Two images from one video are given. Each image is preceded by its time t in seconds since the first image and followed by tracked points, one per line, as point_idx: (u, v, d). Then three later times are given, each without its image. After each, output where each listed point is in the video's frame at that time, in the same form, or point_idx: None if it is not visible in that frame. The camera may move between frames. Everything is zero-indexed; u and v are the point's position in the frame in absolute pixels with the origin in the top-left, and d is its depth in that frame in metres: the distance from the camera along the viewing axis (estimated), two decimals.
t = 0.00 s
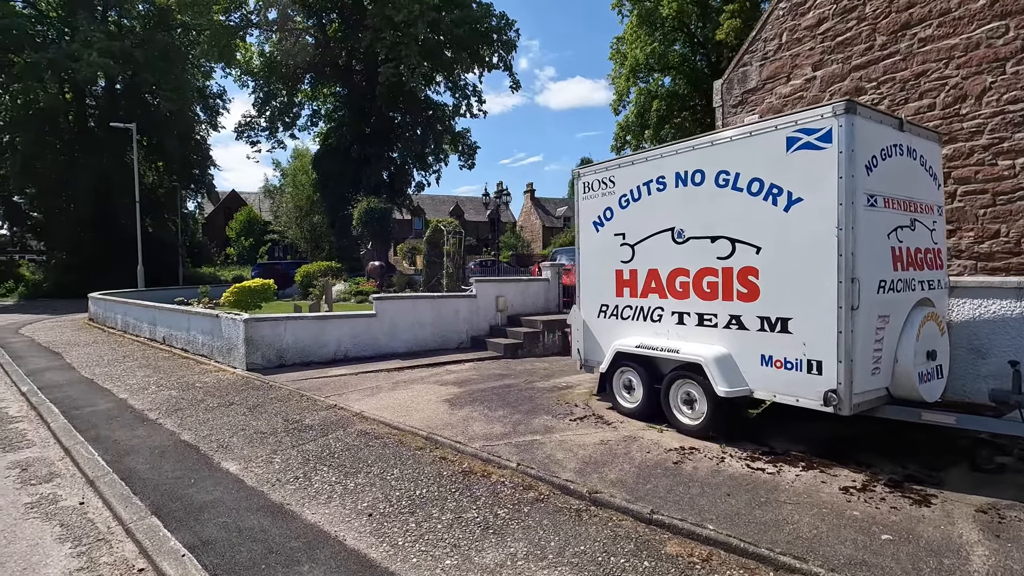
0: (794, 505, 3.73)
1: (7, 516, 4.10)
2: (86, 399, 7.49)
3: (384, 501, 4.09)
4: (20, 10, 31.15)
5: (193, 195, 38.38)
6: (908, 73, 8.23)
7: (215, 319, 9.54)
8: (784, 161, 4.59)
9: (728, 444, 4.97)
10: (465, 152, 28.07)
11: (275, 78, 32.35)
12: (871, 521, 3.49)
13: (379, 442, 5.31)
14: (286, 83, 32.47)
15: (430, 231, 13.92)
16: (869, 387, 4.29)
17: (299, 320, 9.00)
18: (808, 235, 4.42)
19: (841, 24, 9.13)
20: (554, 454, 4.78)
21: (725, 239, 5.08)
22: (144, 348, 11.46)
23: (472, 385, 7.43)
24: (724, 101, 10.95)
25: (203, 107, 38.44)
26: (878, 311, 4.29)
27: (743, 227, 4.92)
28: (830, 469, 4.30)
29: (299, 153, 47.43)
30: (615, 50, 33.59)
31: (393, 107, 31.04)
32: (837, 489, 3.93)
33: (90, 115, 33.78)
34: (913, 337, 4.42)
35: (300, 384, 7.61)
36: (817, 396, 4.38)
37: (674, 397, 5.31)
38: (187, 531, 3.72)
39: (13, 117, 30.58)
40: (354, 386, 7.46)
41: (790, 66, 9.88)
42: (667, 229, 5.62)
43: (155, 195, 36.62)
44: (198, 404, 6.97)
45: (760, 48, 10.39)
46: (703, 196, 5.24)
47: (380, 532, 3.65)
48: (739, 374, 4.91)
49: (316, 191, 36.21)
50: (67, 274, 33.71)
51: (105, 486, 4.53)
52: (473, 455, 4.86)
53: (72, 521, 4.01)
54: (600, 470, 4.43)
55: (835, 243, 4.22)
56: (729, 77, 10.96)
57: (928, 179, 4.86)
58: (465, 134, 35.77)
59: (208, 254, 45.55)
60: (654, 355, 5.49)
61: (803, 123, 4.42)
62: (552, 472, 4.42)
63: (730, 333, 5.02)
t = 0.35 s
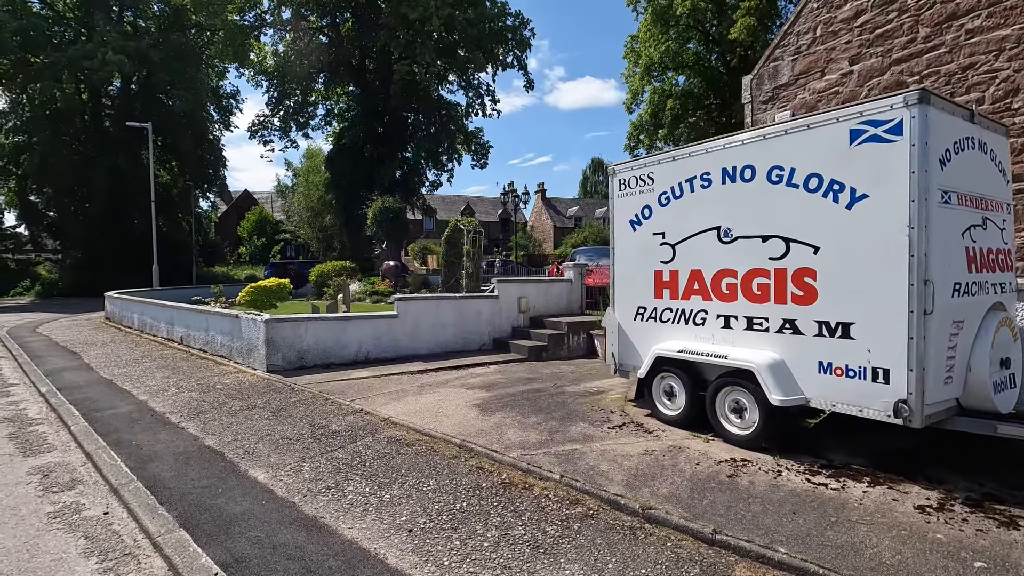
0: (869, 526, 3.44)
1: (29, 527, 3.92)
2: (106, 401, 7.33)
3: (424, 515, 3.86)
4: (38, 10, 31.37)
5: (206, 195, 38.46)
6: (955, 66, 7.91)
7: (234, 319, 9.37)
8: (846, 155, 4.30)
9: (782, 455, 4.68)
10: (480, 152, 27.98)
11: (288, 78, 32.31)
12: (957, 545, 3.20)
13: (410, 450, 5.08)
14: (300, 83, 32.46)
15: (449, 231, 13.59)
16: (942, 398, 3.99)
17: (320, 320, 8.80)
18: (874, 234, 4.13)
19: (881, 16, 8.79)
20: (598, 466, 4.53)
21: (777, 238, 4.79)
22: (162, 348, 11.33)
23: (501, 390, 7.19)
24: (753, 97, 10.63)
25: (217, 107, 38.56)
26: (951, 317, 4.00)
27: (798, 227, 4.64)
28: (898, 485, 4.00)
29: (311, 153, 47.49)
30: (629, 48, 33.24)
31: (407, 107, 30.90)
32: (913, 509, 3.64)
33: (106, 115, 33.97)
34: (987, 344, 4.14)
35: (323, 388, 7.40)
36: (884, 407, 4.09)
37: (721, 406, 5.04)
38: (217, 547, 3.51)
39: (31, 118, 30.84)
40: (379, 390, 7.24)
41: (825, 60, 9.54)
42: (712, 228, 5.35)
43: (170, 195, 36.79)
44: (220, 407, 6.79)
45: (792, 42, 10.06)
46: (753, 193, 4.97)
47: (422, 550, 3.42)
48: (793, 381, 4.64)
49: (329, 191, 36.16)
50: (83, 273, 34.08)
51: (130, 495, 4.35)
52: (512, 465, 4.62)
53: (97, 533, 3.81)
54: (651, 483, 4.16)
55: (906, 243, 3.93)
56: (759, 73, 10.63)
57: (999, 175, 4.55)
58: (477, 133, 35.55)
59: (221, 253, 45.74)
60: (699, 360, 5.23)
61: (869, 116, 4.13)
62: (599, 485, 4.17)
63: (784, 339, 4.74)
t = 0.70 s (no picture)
0: (940, 545, 3.14)
1: (32, 536, 3.70)
2: (115, 401, 7.14)
3: (450, 528, 3.60)
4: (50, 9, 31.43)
5: (216, 194, 38.44)
6: (996, 55, 7.56)
7: (245, 317, 9.17)
8: (901, 143, 4.01)
9: (829, 464, 4.38)
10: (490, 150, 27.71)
11: (298, 77, 32.15)
12: None
13: (431, 455, 4.83)
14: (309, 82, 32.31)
15: (462, 229, 13.38)
16: (1009, 404, 3.70)
17: (333, 319, 8.58)
18: (933, 227, 3.84)
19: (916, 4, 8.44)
20: (632, 474, 4.25)
21: (822, 232, 4.50)
22: (172, 347, 11.17)
23: (521, 391, 6.93)
24: (778, 91, 10.32)
25: (226, 106, 38.54)
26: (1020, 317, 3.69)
27: (846, 220, 4.35)
28: (962, 498, 3.70)
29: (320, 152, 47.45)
30: (640, 46, 32.88)
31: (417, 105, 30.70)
32: (983, 525, 3.34)
33: (116, 114, 34.03)
34: None
35: (337, 388, 7.18)
36: (946, 414, 3.79)
37: (761, 411, 4.75)
38: (231, 562, 3.26)
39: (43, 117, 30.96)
40: (395, 391, 7.01)
41: (854, 51, 9.21)
42: (750, 222, 5.06)
43: (180, 194, 36.81)
44: (231, 408, 6.56)
45: (819, 34, 9.73)
46: (795, 185, 4.68)
47: (452, 567, 3.16)
48: (841, 386, 4.35)
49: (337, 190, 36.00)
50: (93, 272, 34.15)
51: (138, 502, 4.12)
52: (541, 473, 4.35)
53: (103, 544, 3.58)
54: (691, 494, 3.88)
55: (972, 237, 3.63)
56: (783, 66, 10.31)
57: None
58: (487, 132, 35.27)
59: (231, 252, 45.80)
60: (736, 362, 4.94)
61: (929, 99, 3.83)
62: (637, 496, 3.88)
63: (830, 340, 4.45)
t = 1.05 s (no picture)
0: None
1: (15, 562, 3.37)
2: (115, 407, 6.84)
3: (473, 558, 3.24)
4: (57, 8, 31.28)
5: (224, 193, 38.32)
6: None
7: (251, 319, 8.86)
8: (971, 129, 3.61)
9: (886, 484, 3.99)
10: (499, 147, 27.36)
11: (305, 74, 31.88)
12: None
13: (448, 471, 4.47)
14: (316, 79, 32.03)
15: (473, 226, 13.02)
16: None
17: (341, 321, 8.25)
18: (1010, 222, 3.44)
19: None
20: (670, 495, 3.86)
21: (877, 229, 4.11)
22: (176, 349, 10.90)
23: (540, 398, 6.57)
24: (804, 81, 9.90)
25: (234, 105, 38.41)
26: None
27: (905, 216, 3.95)
28: None
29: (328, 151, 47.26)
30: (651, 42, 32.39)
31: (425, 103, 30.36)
32: None
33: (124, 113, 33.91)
34: None
35: (347, 394, 6.85)
36: None
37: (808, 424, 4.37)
38: None
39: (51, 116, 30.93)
40: (406, 398, 6.66)
41: (887, 39, 8.76)
42: (792, 218, 4.67)
43: (187, 193, 36.71)
44: (235, 416, 6.25)
45: (848, 22, 9.28)
46: (846, 177, 4.28)
47: None
48: (899, 398, 3.96)
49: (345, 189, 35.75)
50: (100, 271, 34.10)
51: (132, 523, 3.79)
52: (569, 492, 3.98)
53: (91, 573, 3.24)
54: (739, 520, 3.49)
55: None
56: (809, 57, 9.86)
57: None
58: (496, 130, 34.89)
59: (239, 251, 45.74)
60: (778, 371, 4.56)
61: (1006, 80, 3.44)
62: (677, 521, 3.50)
63: (886, 348, 4.06)
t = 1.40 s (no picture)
0: None
1: None
2: (114, 412, 6.54)
3: None
4: (65, 9, 31.30)
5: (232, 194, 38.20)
6: None
7: (256, 320, 8.56)
8: None
9: (955, 506, 3.58)
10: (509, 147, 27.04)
11: (312, 74, 31.66)
12: None
13: (466, 486, 4.12)
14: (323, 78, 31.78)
15: (484, 224, 12.69)
16: None
17: (349, 323, 7.93)
18: None
19: None
20: (714, 517, 3.48)
21: (941, 223, 3.72)
22: (180, 351, 10.61)
23: (559, 404, 6.20)
24: (830, 72, 9.49)
25: (242, 105, 38.34)
26: None
27: (975, 208, 3.55)
28: None
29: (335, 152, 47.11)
30: (661, 40, 31.93)
31: (433, 102, 30.14)
32: None
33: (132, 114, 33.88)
34: None
35: (356, 399, 6.52)
36: None
37: (861, 436, 3.97)
38: None
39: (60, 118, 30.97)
40: (418, 403, 6.31)
41: (921, 26, 8.32)
42: (839, 211, 4.29)
43: (195, 193, 36.63)
44: (238, 423, 5.92)
45: (878, 9, 8.85)
46: (904, 165, 3.90)
47: None
48: (968, 410, 3.56)
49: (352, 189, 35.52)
50: (108, 272, 34.07)
51: (123, 545, 3.46)
52: (600, 512, 3.62)
53: None
54: (795, 547, 3.11)
55: None
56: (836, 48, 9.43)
57: None
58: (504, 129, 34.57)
59: (246, 252, 45.67)
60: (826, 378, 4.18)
61: None
62: (726, 548, 3.13)
63: (950, 353, 3.67)
